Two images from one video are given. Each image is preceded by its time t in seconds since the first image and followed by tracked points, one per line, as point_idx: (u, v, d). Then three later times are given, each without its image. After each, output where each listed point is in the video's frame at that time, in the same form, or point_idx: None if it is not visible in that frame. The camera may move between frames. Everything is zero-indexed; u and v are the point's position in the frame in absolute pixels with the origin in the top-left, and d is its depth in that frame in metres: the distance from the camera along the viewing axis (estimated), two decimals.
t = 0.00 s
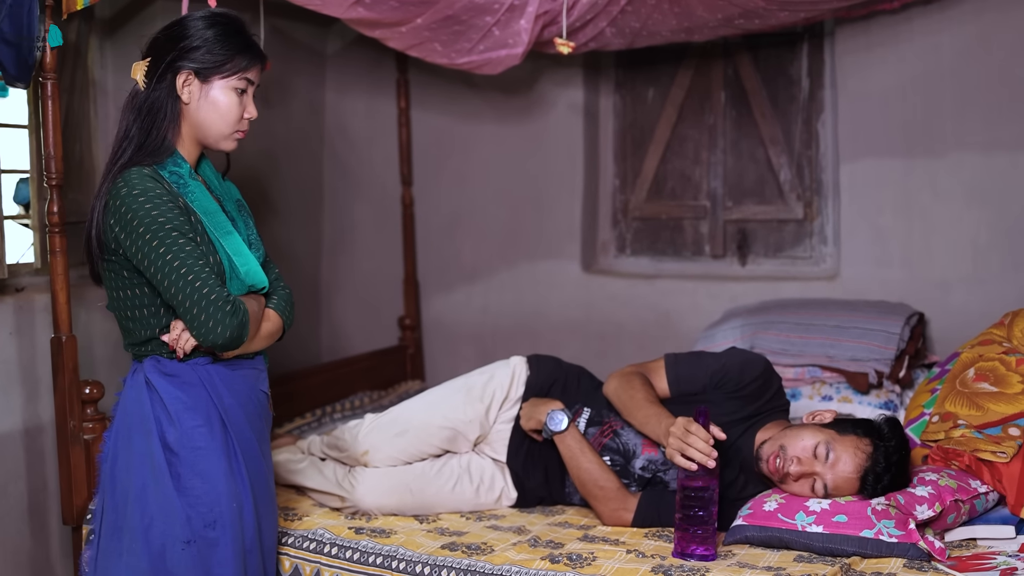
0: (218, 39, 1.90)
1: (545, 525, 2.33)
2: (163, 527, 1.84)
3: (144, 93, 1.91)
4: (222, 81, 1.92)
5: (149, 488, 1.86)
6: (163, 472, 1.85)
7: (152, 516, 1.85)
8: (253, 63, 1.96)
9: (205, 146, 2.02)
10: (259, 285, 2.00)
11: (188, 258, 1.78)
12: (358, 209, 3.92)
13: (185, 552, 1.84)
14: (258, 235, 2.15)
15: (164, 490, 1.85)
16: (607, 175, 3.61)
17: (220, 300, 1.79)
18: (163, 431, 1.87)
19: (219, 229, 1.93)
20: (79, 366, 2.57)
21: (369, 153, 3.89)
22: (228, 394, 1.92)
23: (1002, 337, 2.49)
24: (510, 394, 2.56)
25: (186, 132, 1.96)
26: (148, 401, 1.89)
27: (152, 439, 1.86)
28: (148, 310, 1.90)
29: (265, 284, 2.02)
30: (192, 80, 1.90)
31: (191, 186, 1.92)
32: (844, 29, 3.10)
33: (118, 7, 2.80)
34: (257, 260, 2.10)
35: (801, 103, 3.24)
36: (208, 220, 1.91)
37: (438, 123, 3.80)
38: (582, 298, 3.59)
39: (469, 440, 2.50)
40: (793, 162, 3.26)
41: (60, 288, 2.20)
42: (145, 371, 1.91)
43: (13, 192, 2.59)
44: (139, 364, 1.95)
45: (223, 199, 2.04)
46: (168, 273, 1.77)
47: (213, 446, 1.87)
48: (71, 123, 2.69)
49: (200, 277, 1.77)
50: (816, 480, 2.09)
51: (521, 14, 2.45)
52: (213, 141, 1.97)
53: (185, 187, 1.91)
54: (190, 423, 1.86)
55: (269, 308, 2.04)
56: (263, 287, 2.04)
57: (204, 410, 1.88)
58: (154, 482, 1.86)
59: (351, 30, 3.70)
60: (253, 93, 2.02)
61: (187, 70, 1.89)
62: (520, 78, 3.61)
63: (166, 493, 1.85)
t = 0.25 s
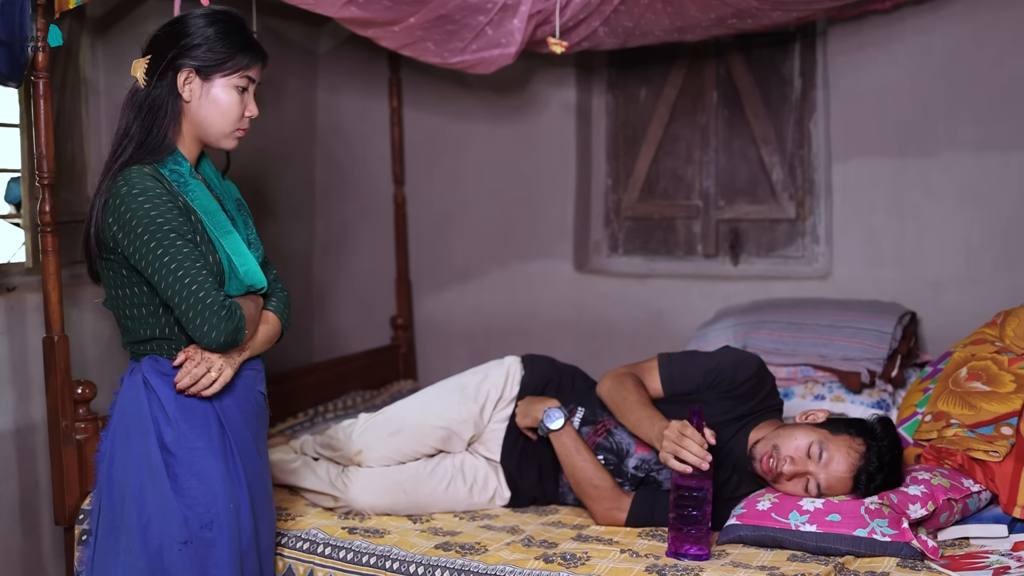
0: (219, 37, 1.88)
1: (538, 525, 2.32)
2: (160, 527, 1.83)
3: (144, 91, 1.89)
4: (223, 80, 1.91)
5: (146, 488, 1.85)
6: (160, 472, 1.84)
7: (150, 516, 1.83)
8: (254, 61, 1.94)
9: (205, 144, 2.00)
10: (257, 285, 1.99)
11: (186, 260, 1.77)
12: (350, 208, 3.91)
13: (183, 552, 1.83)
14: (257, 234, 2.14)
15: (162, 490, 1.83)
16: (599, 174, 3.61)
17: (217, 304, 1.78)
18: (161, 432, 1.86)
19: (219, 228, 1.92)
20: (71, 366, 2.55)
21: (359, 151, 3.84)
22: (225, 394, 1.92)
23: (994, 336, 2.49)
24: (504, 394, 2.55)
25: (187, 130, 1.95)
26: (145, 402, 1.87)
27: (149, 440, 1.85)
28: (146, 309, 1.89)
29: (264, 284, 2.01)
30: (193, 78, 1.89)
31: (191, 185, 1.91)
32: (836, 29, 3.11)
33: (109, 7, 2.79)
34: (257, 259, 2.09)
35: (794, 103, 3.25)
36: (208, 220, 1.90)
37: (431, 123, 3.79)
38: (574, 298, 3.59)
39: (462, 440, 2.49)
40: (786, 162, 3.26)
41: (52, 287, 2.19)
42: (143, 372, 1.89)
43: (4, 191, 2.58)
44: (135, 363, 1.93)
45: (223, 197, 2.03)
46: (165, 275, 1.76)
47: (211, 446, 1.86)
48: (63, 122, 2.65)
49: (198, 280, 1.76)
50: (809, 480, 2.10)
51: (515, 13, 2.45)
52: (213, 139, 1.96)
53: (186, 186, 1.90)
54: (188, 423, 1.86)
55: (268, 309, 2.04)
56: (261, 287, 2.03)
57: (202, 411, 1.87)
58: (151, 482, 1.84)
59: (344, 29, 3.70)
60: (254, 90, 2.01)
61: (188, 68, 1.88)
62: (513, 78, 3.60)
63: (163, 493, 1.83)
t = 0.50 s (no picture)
0: (241, 34, 1.79)
1: (533, 525, 2.32)
2: (161, 528, 1.76)
3: (162, 85, 1.80)
4: (242, 78, 1.81)
5: (146, 489, 1.78)
6: (157, 472, 1.77)
7: (150, 516, 1.77)
8: (274, 62, 1.85)
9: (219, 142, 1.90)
10: (265, 289, 1.89)
11: (188, 262, 1.67)
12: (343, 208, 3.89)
13: (184, 554, 1.75)
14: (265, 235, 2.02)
15: (161, 491, 1.76)
16: (593, 174, 3.61)
17: (217, 313, 1.68)
18: (157, 431, 1.79)
19: (229, 229, 1.82)
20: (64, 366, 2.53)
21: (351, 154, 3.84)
22: (223, 392, 1.85)
23: (988, 336, 2.50)
24: (498, 394, 2.54)
25: (203, 127, 1.85)
26: (141, 402, 1.81)
27: (146, 440, 1.79)
28: (151, 307, 1.80)
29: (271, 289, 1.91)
30: (213, 74, 1.79)
31: (204, 183, 1.81)
32: (829, 30, 3.11)
33: (102, 6, 2.80)
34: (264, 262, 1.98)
35: (787, 103, 3.25)
36: (218, 220, 1.80)
37: (424, 123, 3.78)
38: (568, 297, 3.58)
39: (457, 440, 2.48)
40: (779, 162, 3.27)
41: (46, 288, 2.18)
42: (140, 372, 1.83)
43: None
44: (135, 362, 1.87)
45: (233, 196, 1.91)
46: (169, 279, 1.67)
47: (209, 445, 1.80)
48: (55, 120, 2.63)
49: (200, 288, 1.67)
50: (803, 480, 2.10)
51: (509, 13, 2.44)
52: (228, 138, 1.86)
53: (199, 184, 1.80)
54: (185, 422, 1.79)
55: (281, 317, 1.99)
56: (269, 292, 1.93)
57: (199, 410, 1.81)
58: (150, 482, 1.78)
59: (337, 28, 3.69)
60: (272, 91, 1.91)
61: (209, 64, 1.78)
62: (506, 77, 3.60)
63: (162, 494, 1.76)
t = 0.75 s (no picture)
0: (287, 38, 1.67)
1: (526, 525, 2.32)
2: (172, 534, 1.62)
3: (206, 84, 1.67)
4: (287, 82, 1.69)
5: (156, 491, 1.64)
6: (169, 475, 1.63)
7: (161, 521, 1.63)
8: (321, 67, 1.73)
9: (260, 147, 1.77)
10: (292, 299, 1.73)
11: (178, 275, 1.51)
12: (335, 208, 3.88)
13: (196, 561, 1.62)
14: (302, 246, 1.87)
15: (172, 495, 1.62)
16: (585, 175, 3.61)
17: (184, 338, 1.51)
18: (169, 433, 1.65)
19: (258, 235, 1.66)
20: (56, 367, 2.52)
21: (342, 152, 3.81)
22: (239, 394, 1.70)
23: (980, 336, 2.52)
24: (491, 394, 2.54)
25: (245, 130, 1.71)
26: (153, 402, 1.65)
27: (158, 442, 1.64)
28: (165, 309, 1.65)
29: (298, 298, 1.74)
30: (259, 77, 1.67)
31: (237, 187, 1.65)
32: (821, 30, 3.12)
33: (93, 7, 2.79)
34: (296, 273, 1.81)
35: (780, 103, 3.26)
36: (247, 225, 1.65)
37: (417, 123, 3.77)
38: (560, 298, 3.58)
39: (449, 441, 2.48)
40: (771, 162, 3.28)
41: (38, 289, 2.18)
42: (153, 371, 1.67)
43: None
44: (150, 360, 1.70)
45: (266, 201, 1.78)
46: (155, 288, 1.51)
47: (222, 448, 1.67)
48: (49, 122, 2.68)
49: (178, 305, 1.50)
50: (797, 482, 2.11)
51: (502, 13, 2.44)
52: (269, 142, 1.73)
53: (232, 187, 1.65)
54: (200, 424, 1.66)
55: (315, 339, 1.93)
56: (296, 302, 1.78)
57: (213, 411, 1.67)
58: (161, 485, 1.63)
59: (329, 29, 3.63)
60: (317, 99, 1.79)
61: (254, 65, 1.66)
62: (499, 78, 3.60)
63: (173, 498, 1.62)
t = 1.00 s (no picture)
0: (369, 57, 1.65)
1: (520, 525, 2.32)
2: (198, 538, 1.57)
3: (286, 98, 1.66)
4: (364, 100, 1.66)
5: (187, 495, 1.59)
6: (201, 479, 1.59)
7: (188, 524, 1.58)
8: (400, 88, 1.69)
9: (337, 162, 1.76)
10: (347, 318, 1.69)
11: (207, 279, 1.47)
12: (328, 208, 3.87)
13: (221, 568, 1.57)
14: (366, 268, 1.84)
15: (203, 498, 1.58)
16: (577, 175, 3.61)
17: (190, 339, 1.45)
18: (203, 436, 1.61)
19: (317, 250, 1.64)
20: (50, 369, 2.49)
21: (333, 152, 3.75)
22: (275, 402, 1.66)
23: (971, 336, 2.53)
24: (483, 394, 2.53)
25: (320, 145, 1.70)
26: (190, 405, 1.62)
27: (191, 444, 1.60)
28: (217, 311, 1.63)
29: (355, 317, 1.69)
30: (338, 94, 1.65)
31: (303, 200, 1.63)
32: (813, 31, 3.13)
33: (85, 7, 2.78)
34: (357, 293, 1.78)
35: (771, 104, 3.27)
36: (308, 239, 1.63)
37: (409, 123, 3.76)
38: (553, 298, 3.58)
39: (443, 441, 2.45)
40: (763, 162, 3.29)
41: (31, 289, 2.19)
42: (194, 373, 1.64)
43: None
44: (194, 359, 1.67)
45: (336, 220, 1.77)
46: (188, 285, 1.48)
47: (253, 456, 1.62)
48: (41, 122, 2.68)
49: (201, 309, 1.46)
50: (789, 481, 2.11)
51: (494, 14, 2.44)
52: (345, 158, 1.71)
53: (297, 200, 1.63)
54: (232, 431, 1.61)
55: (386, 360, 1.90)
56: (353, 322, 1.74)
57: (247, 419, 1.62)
58: (193, 489, 1.59)
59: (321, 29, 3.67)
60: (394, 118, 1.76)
61: (334, 82, 1.64)
62: (492, 78, 3.60)
63: (203, 502, 1.58)
